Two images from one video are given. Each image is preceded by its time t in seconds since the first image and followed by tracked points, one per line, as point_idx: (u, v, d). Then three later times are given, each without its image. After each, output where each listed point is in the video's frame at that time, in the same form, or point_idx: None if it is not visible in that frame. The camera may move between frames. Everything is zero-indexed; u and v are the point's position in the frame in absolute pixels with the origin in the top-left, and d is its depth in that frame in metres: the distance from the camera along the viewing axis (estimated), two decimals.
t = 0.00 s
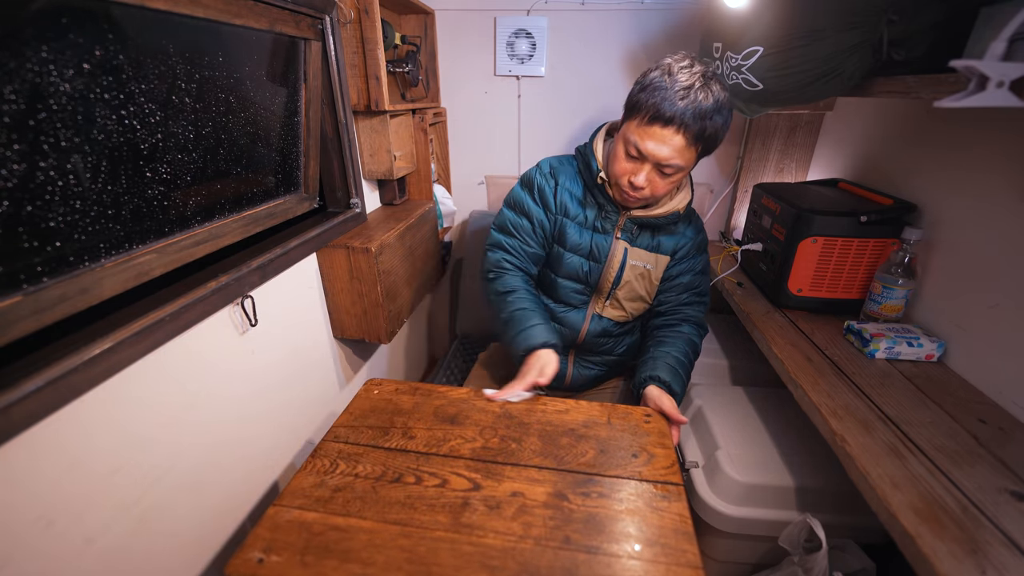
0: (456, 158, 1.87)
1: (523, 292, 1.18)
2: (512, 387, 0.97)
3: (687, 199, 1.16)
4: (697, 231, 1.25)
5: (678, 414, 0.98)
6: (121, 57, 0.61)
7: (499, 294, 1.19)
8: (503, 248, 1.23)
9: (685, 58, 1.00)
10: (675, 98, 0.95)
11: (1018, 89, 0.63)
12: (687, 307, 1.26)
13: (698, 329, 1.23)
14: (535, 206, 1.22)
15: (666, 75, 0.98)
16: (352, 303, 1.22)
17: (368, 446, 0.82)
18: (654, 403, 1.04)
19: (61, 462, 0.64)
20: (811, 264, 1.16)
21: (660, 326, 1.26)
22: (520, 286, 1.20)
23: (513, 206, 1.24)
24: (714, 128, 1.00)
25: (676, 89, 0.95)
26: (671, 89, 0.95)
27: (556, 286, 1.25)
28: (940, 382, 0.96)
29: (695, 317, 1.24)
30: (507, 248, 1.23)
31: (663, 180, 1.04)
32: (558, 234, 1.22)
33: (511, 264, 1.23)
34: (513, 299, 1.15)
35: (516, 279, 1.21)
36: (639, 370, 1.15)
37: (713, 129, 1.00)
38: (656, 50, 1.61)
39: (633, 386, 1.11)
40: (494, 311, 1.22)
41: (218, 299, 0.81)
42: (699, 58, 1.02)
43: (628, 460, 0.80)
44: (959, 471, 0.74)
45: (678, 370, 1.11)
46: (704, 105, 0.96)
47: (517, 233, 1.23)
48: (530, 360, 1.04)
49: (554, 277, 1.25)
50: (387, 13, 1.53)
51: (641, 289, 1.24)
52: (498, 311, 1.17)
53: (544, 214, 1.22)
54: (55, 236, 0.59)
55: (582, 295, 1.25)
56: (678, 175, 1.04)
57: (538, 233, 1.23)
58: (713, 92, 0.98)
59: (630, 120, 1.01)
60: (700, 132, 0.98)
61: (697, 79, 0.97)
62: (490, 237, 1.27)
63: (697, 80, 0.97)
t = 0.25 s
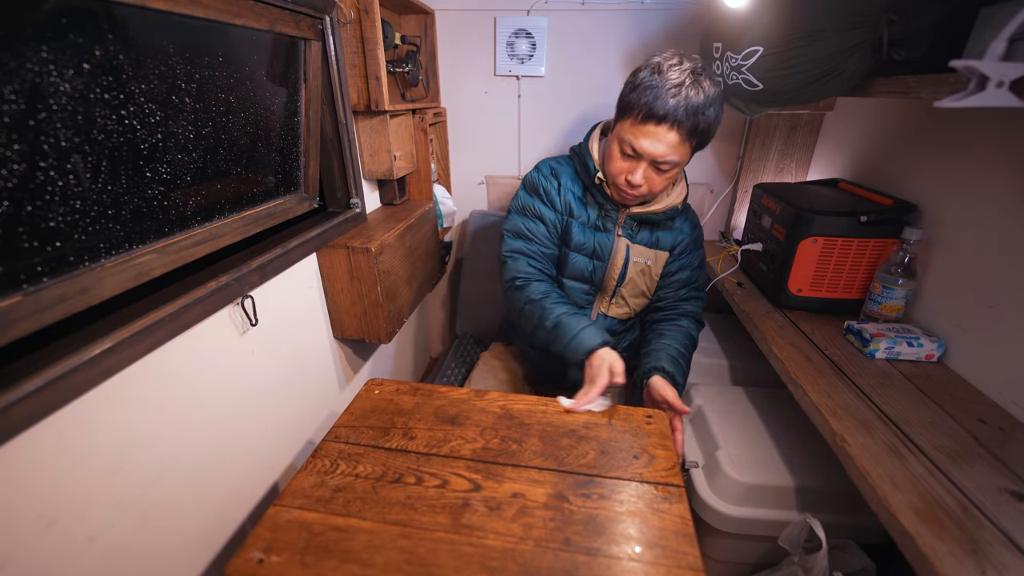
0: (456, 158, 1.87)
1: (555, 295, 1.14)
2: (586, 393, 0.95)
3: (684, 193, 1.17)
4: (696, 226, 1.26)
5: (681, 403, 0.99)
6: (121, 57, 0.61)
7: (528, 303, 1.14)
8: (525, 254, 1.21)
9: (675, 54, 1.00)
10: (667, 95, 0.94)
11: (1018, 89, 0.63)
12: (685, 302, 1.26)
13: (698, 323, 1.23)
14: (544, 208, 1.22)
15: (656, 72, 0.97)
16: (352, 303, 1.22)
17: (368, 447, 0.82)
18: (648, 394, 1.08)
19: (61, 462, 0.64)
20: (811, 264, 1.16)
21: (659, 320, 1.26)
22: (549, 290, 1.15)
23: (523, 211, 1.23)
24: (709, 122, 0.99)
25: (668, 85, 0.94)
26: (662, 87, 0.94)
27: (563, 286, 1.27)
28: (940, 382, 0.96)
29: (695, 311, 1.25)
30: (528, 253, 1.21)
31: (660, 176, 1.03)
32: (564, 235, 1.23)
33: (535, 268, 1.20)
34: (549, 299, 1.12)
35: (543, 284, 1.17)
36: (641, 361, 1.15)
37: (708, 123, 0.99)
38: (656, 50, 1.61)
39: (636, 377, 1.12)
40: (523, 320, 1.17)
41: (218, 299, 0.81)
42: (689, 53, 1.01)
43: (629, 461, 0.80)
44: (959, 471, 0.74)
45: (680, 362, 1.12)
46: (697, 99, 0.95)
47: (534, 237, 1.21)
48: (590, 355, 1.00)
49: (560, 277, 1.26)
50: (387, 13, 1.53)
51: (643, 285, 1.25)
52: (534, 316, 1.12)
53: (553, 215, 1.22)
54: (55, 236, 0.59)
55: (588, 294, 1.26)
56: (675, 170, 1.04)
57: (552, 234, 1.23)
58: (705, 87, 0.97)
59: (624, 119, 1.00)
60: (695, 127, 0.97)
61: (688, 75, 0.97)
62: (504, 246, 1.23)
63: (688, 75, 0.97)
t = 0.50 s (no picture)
0: (456, 158, 1.87)
1: (578, 294, 1.07)
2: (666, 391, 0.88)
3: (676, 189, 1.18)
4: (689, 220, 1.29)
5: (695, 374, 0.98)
6: (122, 57, 0.61)
7: (554, 308, 1.05)
8: (541, 260, 1.15)
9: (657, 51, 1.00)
10: (656, 92, 0.95)
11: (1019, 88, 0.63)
12: (687, 293, 1.29)
13: (699, 312, 1.26)
14: (548, 214, 1.19)
15: (641, 70, 0.97)
16: (352, 302, 1.22)
17: (368, 446, 0.82)
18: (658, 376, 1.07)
19: (61, 462, 0.64)
20: (811, 264, 1.16)
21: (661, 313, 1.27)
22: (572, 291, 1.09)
23: (528, 219, 1.19)
24: (698, 115, 1.00)
25: (655, 83, 0.95)
26: (649, 85, 0.95)
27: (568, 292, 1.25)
28: (940, 382, 0.96)
29: (696, 302, 1.27)
30: (543, 260, 1.15)
31: (654, 172, 1.04)
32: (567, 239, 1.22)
33: (552, 274, 1.13)
34: (575, 297, 1.05)
35: (565, 286, 1.10)
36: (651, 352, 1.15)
37: (698, 116, 1.00)
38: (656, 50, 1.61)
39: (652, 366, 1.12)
40: (547, 329, 1.08)
41: (218, 299, 0.81)
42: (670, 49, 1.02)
43: (629, 459, 0.80)
44: (959, 471, 0.74)
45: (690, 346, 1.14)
46: (685, 94, 0.96)
47: (544, 243, 1.17)
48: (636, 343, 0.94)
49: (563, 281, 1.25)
50: (387, 13, 1.53)
51: (645, 281, 1.27)
52: (561, 320, 1.03)
53: (557, 220, 1.20)
54: (55, 236, 0.59)
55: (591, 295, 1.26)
56: (668, 165, 1.05)
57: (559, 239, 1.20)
58: (692, 82, 0.98)
59: (613, 119, 1.01)
60: (686, 121, 0.98)
61: (673, 70, 0.97)
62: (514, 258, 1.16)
63: (673, 71, 0.97)
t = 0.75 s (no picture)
0: (455, 158, 1.87)
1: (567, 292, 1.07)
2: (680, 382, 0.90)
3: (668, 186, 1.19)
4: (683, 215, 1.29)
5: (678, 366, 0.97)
6: (122, 57, 0.61)
7: (542, 306, 1.05)
8: (529, 262, 1.15)
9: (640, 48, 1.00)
10: (643, 90, 0.94)
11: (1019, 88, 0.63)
12: (685, 288, 1.28)
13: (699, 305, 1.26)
14: (537, 217, 1.19)
15: (625, 69, 0.97)
16: (352, 302, 1.22)
17: (368, 446, 0.81)
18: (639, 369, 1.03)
19: (61, 462, 0.64)
20: (811, 264, 1.16)
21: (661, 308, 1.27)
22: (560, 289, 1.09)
23: (518, 223, 1.19)
24: (687, 108, 1.00)
25: (642, 80, 0.95)
26: (636, 84, 0.95)
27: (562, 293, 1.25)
28: (940, 382, 0.96)
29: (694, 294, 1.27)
30: (532, 262, 1.15)
31: (648, 169, 1.04)
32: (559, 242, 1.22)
33: (541, 275, 1.14)
34: (563, 294, 1.05)
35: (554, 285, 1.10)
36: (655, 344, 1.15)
37: (687, 109, 1.00)
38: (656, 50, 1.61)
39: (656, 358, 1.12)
40: (536, 327, 1.07)
41: (218, 299, 0.81)
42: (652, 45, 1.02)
43: (628, 459, 0.80)
44: (959, 471, 0.74)
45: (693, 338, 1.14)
46: (672, 90, 0.96)
47: (533, 245, 1.17)
48: (624, 336, 0.94)
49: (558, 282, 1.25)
50: (387, 13, 1.53)
51: (641, 279, 1.27)
52: (548, 318, 1.03)
53: (547, 223, 1.20)
54: (55, 236, 0.59)
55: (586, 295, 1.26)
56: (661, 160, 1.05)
57: (548, 241, 1.20)
58: (678, 77, 0.98)
59: (602, 120, 1.00)
60: (676, 116, 0.98)
61: (658, 67, 0.97)
62: (504, 260, 1.17)
63: (658, 67, 0.97)
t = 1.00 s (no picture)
0: (455, 158, 1.87)
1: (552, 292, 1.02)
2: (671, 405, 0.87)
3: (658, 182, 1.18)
4: (675, 211, 1.28)
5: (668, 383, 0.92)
6: (122, 57, 0.61)
7: (524, 303, 1.00)
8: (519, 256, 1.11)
9: (619, 44, 0.99)
10: (626, 85, 0.94)
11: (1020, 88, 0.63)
12: (678, 284, 1.27)
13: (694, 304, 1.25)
14: (530, 213, 1.17)
15: (606, 65, 0.97)
16: (352, 303, 1.22)
17: (368, 446, 0.81)
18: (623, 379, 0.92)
19: (61, 462, 0.64)
20: (811, 264, 1.16)
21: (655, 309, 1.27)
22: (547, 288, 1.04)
23: (508, 218, 1.17)
24: (671, 99, 1.00)
25: (624, 76, 0.94)
26: (619, 80, 0.94)
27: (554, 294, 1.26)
28: (940, 382, 0.96)
29: (689, 291, 1.26)
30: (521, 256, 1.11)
31: (638, 164, 1.04)
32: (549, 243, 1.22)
33: (531, 270, 1.10)
34: (546, 293, 1.00)
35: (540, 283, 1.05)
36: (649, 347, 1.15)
37: (671, 100, 0.99)
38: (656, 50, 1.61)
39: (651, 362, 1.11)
40: (518, 325, 1.02)
41: (218, 299, 0.81)
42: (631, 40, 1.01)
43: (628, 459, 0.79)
44: (959, 471, 0.74)
45: (687, 338, 1.13)
46: (655, 83, 0.96)
47: (523, 240, 1.14)
48: (603, 347, 0.88)
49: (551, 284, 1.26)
50: (387, 13, 1.53)
51: (633, 278, 1.26)
52: (529, 315, 0.98)
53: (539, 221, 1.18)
54: (56, 236, 0.59)
55: (579, 296, 1.26)
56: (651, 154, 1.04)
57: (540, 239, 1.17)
58: (660, 69, 0.97)
59: (587, 119, 1.00)
60: (661, 108, 0.98)
61: (639, 60, 0.97)
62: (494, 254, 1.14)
63: (639, 61, 0.97)
